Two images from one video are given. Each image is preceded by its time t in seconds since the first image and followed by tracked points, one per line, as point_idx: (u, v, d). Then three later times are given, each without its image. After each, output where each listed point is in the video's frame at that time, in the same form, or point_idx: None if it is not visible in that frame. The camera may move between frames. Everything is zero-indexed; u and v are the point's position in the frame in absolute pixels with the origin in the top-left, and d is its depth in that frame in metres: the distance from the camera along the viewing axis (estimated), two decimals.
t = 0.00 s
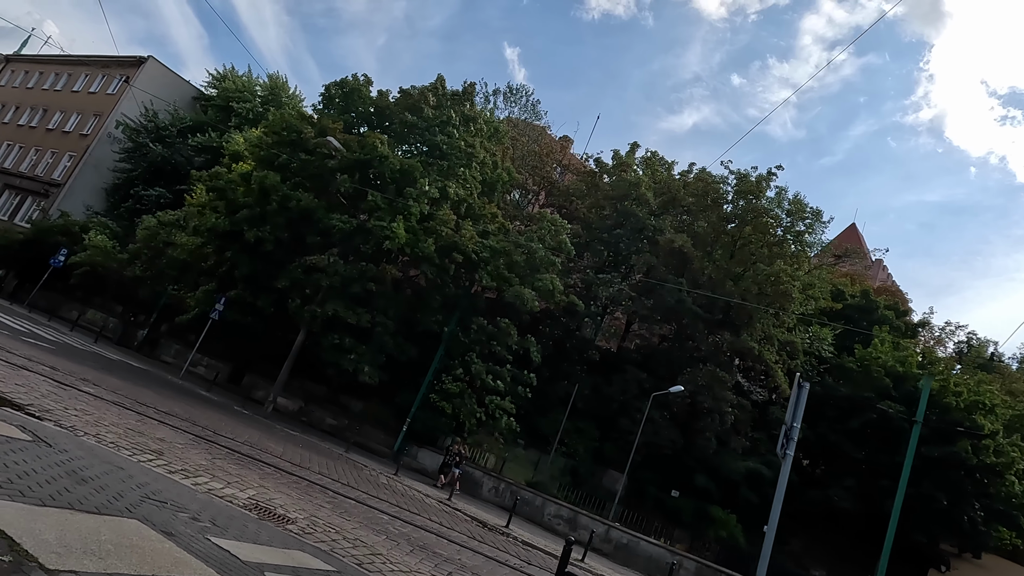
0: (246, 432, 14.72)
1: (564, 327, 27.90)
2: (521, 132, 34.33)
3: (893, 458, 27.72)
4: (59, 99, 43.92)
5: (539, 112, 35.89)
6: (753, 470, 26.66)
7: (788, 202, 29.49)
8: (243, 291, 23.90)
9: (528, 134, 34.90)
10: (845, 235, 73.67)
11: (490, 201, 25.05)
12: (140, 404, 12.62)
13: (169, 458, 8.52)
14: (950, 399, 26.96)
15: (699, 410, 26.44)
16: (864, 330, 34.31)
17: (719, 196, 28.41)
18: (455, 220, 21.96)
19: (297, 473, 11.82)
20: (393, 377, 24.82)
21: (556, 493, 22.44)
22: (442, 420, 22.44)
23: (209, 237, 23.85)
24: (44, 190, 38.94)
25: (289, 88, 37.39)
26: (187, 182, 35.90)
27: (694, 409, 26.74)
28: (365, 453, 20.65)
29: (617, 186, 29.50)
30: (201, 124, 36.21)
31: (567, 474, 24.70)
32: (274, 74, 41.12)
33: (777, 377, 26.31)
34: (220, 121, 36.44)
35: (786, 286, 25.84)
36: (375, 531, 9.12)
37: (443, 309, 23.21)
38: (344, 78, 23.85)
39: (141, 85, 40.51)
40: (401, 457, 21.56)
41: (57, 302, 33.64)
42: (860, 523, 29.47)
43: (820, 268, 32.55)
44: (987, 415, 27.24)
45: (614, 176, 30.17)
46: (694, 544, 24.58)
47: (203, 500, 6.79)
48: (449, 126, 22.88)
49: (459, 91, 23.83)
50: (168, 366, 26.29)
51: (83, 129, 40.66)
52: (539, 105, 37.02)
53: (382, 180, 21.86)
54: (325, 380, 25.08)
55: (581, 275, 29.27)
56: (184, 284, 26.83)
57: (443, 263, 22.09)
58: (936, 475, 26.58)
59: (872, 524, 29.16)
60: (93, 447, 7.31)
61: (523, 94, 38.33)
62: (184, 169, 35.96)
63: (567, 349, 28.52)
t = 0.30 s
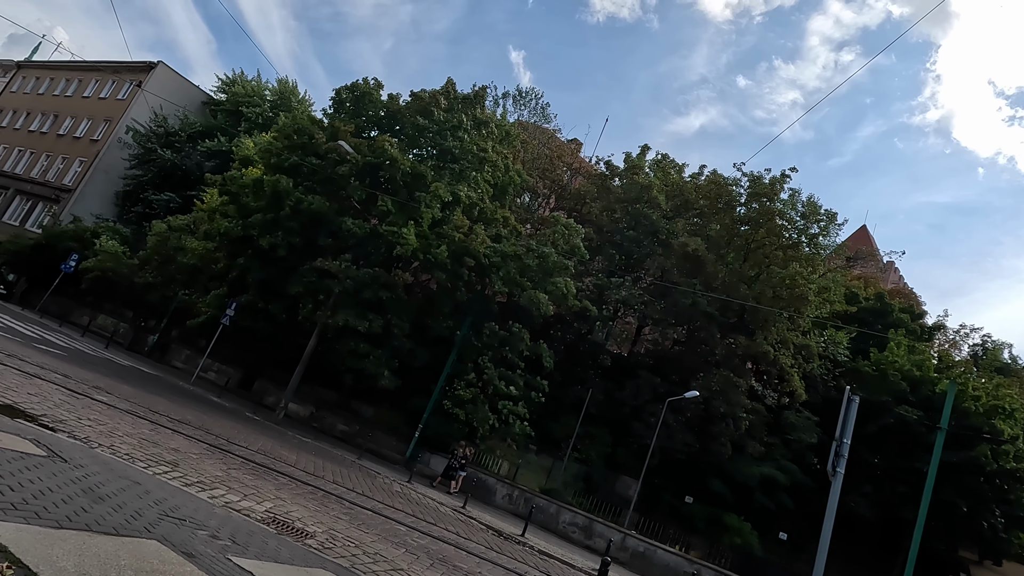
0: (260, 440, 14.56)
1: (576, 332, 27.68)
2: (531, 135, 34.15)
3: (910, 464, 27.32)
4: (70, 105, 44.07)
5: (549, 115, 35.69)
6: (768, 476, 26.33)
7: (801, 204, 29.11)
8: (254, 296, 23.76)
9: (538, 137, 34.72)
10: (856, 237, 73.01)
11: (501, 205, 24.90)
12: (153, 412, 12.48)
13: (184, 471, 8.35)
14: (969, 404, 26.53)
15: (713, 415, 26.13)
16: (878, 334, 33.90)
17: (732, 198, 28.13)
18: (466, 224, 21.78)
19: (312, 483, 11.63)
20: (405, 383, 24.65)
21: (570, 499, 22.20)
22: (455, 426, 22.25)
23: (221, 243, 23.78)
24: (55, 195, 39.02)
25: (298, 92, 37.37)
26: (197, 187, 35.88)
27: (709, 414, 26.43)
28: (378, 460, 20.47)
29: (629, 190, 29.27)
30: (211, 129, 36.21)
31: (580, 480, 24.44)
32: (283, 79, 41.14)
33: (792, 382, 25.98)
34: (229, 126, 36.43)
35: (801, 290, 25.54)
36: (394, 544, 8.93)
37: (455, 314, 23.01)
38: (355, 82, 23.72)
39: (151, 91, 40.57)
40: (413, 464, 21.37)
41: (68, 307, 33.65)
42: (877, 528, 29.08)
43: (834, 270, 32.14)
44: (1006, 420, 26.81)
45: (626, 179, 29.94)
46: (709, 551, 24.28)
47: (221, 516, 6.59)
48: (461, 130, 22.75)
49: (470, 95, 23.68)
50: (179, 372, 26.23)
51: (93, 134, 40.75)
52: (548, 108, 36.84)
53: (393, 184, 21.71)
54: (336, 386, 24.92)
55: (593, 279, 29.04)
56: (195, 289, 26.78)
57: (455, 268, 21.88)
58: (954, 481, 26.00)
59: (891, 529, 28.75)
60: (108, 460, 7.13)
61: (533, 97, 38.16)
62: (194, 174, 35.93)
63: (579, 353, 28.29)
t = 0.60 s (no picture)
0: (282, 448, 14.41)
1: (594, 335, 27.42)
2: (545, 137, 33.92)
3: (937, 468, 26.78)
4: (85, 112, 44.33)
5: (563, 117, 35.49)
6: (791, 480, 25.92)
7: (821, 204, 28.66)
8: (272, 302, 23.71)
9: (553, 139, 34.50)
10: (872, 237, 72.18)
11: (518, 208, 24.69)
12: (176, 420, 12.34)
13: (213, 482, 8.16)
14: (996, 406, 25.96)
15: (734, 419, 25.77)
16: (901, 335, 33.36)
17: (751, 198, 27.75)
18: (485, 227, 21.57)
19: (338, 492, 11.45)
20: (423, 388, 24.48)
21: (592, 506, 21.92)
22: (474, 432, 22.04)
23: (238, 249, 23.72)
24: (71, 202, 39.18)
25: (311, 97, 37.36)
26: (212, 192, 35.93)
27: (730, 418, 26.09)
28: (397, 466, 20.31)
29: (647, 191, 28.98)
30: (225, 135, 36.25)
31: (600, 486, 24.16)
32: (296, 84, 41.17)
33: (816, 385, 25.57)
34: (243, 131, 36.46)
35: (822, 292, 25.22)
36: (427, 557, 8.71)
37: (473, 319, 22.82)
38: (371, 86, 23.59)
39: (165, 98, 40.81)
40: (433, 470, 21.16)
41: (85, 313, 33.76)
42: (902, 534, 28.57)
43: (855, 271, 31.66)
44: None
45: (643, 181, 29.65)
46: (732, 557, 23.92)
47: (255, 531, 6.38)
48: (478, 133, 22.57)
49: (487, 97, 23.49)
50: (197, 378, 26.22)
51: (108, 141, 40.95)
52: (563, 110, 36.61)
53: (411, 188, 21.53)
54: (354, 391, 24.79)
55: (610, 282, 28.78)
56: (212, 295, 26.73)
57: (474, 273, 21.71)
58: (983, 486, 25.45)
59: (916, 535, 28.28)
60: (138, 473, 6.94)
61: (546, 99, 37.95)
62: (209, 180, 35.96)
63: (598, 358, 28.03)
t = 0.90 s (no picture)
0: (298, 457, 14.27)
1: (609, 341, 27.21)
2: (557, 142, 33.78)
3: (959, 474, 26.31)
4: (99, 119, 44.63)
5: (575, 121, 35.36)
6: (810, 488, 25.55)
7: (839, 207, 28.28)
8: (286, 308, 23.67)
9: (565, 143, 34.35)
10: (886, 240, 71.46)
11: (533, 213, 24.53)
12: (194, 430, 12.22)
13: (234, 496, 8.02)
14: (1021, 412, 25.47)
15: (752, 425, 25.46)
16: (919, 339, 32.91)
17: (767, 202, 27.48)
18: (500, 233, 21.40)
19: (358, 503, 11.27)
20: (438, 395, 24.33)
21: (609, 514, 21.67)
22: (490, 439, 21.85)
23: (252, 256, 23.70)
24: (85, 208, 39.38)
25: (323, 103, 37.41)
26: (225, 198, 36.01)
27: (748, 425, 25.79)
28: (413, 474, 20.17)
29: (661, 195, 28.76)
30: (237, 140, 36.35)
31: (616, 493, 23.92)
32: (308, 89, 41.26)
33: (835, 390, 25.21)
34: (256, 137, 36.55)
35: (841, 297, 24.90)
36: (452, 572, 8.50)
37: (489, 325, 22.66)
38: (385, 91, 23.52)
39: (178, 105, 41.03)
40: (448, 477, 20.96)
41: (99, 319, 33.88)
42: (924, 541, 28.08)
43: (873, 274, 31.27)
44: None
45: (657, 185, 29.44)
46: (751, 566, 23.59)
47: (281, 549, 6.21)
48: (493, 137, 22.45)
49: (501, 101, 23.37)
50: (211, 384, 26.21)
51: (122, 147, 41.19)
52: (575, 113, 36.46)
53: (425, 193, 21.42)
54: (368, 398, 24.70)
55: (625, 286, 28.57)
56: (225, 301, 26.71)
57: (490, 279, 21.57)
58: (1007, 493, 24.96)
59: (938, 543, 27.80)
60: (159, 488, 6.79)
61: (558, 103, 37.82)
62: (222, 185, 36.03)
63: (613, 363, 27.81)
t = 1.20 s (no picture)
0: (315, 463, 14.08)
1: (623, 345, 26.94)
2: (569, 144, 33.59)
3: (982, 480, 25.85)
4: (111, 124, 44.79)
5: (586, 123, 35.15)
6: (829, 494, 25.16)
7: (855, 209, 27.95)
8: (299, 313, 23.54)
9: (577, 145, 34.15)
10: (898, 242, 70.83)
11: (547, 216, 24.33)
12: (211, 436, 12.05)
13: (257, 505, 7.83)
14: None
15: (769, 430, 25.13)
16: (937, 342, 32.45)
17: (782, 204, 27.19)
18: (515, 237, 21.21)
19: (377, 510, 11.06)
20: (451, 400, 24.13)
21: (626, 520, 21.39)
22: (505, 444, 21.62)
23: (265, 261, 23.60)
24: (97, 213, 39.48)
25: (334, 107, 37.40)
26: (236, 202, 36.00)
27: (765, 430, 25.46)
28: (428, 480, 19.98)
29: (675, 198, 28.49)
30: (248, 145, 36.35)
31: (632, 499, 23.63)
32: (318, 93, 41.26)
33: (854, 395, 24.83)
34: (267, 141, 36.54)
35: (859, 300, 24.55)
36: None
37: (503, 329, 22.46)
38: (398, 94, 23.38)
39: (189, 109, 41.13)
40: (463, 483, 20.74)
41: (110, 323, 33.89)
42: (944, 548, 27.61)
43: (891, 277, 30.88)
44: None
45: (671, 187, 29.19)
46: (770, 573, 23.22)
47: (309, 562, 6.01)
48: (507, 140, 22.27)
49: (514, 103, 23.19)
50: (224, 389, 26.11)
51: (134, 152, 41.29)
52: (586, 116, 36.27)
53: (440, 197, 21.25)
54: (382, 402, 24.52)
55: (638, 290, 28.30)
56: (237, 306, 26.64)
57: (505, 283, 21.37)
58: None
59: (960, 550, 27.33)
60: (182, 498, 6.60)
61: (570, 105, 37.65)
62: (233, 189, 36.00)
63: (628, 368, 27.53)
